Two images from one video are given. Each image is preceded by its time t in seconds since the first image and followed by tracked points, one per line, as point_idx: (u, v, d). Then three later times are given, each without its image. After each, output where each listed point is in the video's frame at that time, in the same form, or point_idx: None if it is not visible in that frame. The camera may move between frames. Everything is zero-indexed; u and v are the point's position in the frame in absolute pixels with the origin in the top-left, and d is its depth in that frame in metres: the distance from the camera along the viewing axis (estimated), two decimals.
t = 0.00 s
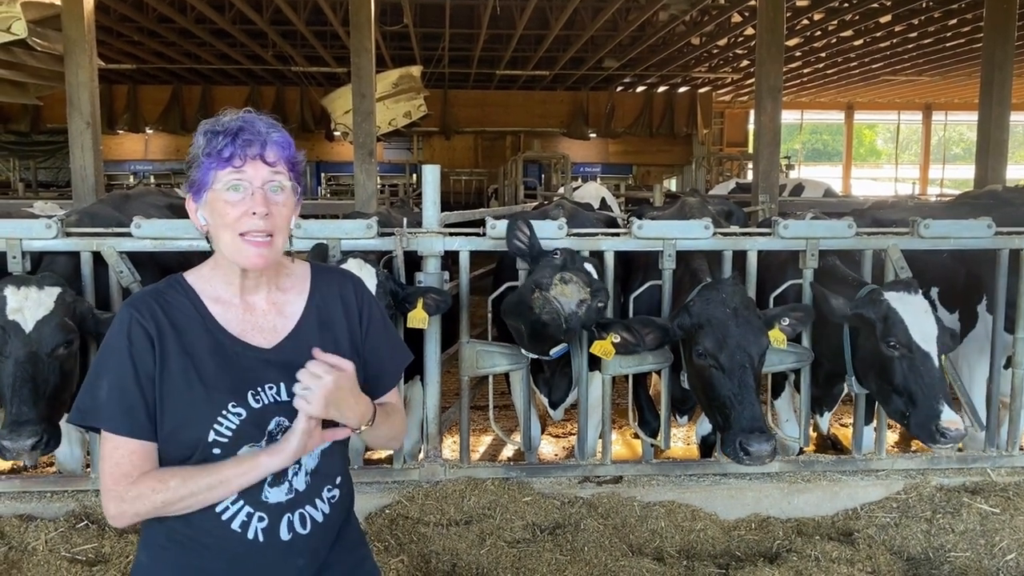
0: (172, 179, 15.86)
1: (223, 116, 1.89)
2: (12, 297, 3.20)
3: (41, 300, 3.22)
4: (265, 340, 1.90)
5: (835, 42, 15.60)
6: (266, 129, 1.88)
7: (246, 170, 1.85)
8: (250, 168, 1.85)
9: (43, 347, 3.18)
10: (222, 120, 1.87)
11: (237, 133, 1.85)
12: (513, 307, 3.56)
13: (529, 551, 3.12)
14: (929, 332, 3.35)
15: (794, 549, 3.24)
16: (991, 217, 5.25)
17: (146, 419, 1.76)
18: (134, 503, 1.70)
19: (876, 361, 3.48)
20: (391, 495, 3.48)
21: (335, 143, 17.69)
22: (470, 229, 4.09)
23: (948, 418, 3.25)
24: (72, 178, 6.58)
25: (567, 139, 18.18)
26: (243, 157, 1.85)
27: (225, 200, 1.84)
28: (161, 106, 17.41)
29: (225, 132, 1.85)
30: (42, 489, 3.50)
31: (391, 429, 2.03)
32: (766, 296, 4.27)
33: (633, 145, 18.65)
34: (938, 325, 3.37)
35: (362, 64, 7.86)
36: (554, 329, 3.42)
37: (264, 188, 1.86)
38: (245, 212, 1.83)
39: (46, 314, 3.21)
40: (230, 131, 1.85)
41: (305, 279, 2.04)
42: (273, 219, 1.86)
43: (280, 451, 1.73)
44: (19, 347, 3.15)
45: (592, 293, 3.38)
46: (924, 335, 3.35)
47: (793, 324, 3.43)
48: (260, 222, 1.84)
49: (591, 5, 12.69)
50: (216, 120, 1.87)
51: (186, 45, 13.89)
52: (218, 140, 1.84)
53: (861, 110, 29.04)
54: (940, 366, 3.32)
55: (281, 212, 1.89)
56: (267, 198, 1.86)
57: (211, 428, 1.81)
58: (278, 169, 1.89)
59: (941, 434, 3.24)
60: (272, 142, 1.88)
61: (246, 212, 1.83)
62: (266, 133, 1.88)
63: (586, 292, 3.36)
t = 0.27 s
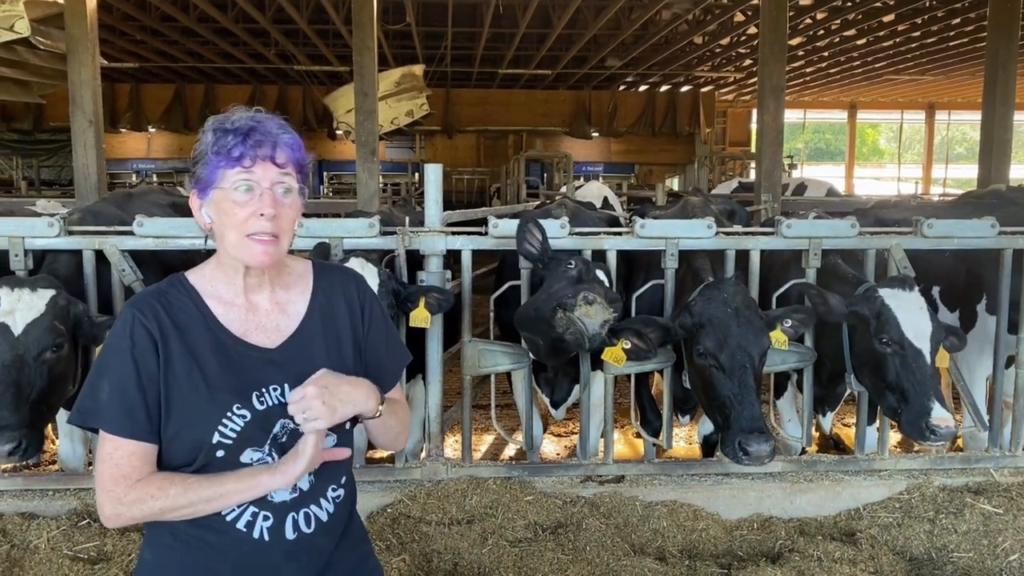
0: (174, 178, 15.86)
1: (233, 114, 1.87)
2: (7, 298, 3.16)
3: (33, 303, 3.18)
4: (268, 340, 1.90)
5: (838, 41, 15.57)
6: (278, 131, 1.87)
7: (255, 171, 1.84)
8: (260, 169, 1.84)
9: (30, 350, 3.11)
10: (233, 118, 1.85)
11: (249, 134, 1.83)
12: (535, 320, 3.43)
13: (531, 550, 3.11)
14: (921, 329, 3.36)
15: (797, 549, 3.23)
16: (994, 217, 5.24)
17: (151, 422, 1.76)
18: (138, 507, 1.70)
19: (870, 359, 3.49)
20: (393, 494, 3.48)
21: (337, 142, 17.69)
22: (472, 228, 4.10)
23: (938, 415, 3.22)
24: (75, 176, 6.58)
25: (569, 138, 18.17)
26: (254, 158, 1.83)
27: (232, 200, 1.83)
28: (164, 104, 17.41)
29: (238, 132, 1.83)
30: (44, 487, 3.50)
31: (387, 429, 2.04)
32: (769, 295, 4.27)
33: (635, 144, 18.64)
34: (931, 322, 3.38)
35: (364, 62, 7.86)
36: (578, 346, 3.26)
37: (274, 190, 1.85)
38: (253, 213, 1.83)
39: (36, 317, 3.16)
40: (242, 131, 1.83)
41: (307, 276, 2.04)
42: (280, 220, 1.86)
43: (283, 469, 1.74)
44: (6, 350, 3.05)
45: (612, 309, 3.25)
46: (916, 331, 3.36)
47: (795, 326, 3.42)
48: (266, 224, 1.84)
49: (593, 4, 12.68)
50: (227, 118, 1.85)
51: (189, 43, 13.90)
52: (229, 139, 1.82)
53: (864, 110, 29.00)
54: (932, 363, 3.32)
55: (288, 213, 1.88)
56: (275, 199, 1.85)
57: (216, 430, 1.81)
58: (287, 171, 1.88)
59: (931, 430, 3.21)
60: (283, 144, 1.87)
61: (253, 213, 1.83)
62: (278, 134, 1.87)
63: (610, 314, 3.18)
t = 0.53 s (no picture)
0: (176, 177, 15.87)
1: (252, 115, 1.82)
2: None
3: (22, 304, 3.11)
4: (269, 339, 1.90)
5: (841, 41, 15.55)
6: (300, 137, 1.85)
7: (280, 178, 1.81)
8: (284, 176, 1.82)
9: (12, 351, 3.05)
10: (252, 120, 1.81)
11: (275, 139, 1.80)
12: (558, 331, 3.43)
13: (532, 550, 3.11)
14: (919, 331, 3.35)
15: (799, 550, 3.22)
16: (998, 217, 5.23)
17: (151, 421, 1.77)
18: (138, 507, 1.70)
19: (868, 361, 3.48)
20: (395, 494, 3.47)
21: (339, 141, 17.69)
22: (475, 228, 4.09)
23: (933, 418, 3.22)
24: (77, 175, 6.58)
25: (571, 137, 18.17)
26: (280, 165, 1.81)
27: (254, 205, 1.80)
28: (166, 104, 17.42)
29: (262, 136, 1.79)
30: (46, 486, 3.51)
31: (389, 427, 2.04)
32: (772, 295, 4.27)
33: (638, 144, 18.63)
34: (929, 324, 3.37)
35: (367, 62, 7.86)
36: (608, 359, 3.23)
37: (296, 197, 1.84)
38: (275, 220, 1.81)
39: (23, 318, 3.10)
40: (267, 135, 1.79)
41: (308, 275, 2.03)
42: (298, 227, 1.86)
43: (304, 465, 1.72)
44: None
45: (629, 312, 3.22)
46: (914, 334, 3.35)
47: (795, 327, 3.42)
48: (288, 231, 1.83)
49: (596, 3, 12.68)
50: (247, 119, 1.80)
51: (191, 42, 13.90)
52: (254, 142, 1.78)
53: (867, 109, 28.95)
54: (928, 366, 3.32)
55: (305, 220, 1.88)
56: (298, 207, 1.84)
57: (216, 429, 1.81)
58: (306, 177, 1.87)
59: (927, 433, 3.21)
60: (305, 151, 1.86)
61: (276, 220, 1.81)
62: (300, 140, 1.85)
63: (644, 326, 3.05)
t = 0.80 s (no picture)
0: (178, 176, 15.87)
1: (260, 115, 1.81)
2: None
3: (8, 303, 3.07)
4: (274, 337, 1.89)
5: (844, 40, 15.52)
6: (309, 137, 1.85)
7: (290, 179, 1.81)
8: (294, 177, 1.81)
9: None
10: (261, 119, 1.80)
11: (284, 140, 1.79)
12: (567, 353, 3.36)
13: (535, 550, 3.10)
14: (921, 331, 3.34)
15: (801, 550, 3.21)
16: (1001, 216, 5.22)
17: (154, 418, 1.76)
18: (140, 503, 1.70)
19: (868, 361, 3.46)
20: (397, 493, 3.47)
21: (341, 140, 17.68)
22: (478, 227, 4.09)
23: (933, 419, 3.20)
24: (80, 174, 6.58)
25: (574, 136, 18.15)
26: (290, 166, 1.80)
27: (264, 206, 1.80)
28: (169, 102, 17.42)
29: (271, 137, 1.78)
30: (49, 484, 3.51)
31: (392, 428, 2.04)
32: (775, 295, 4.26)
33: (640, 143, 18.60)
34: (931, 324, 3.36)
35: (369, 61, 7.85)
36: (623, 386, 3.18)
37: (305, 197, 1.84)
38: (285, 220, 1.81)
39: (7, 318, 3.05)
40: (276, 136, 1.78)
41: (312, 274, 2.02)
42: (307, 227, 1.86)
43: (309, 474, 1.71)
44: None
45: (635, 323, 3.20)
46: (915, 334, 3.33)
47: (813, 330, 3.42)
48: (298, 232, 1.83)
49: (599, 2, 12.66)
50: (255, 118, 1.79)
51: (193, 41, 13.90)
52: (263, 143, 1.77)
53: (869, 108, 28.90)
54: (929, 367, 3.30)
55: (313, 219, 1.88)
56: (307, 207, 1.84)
57: (219, 426, 1.81)
58: (314, 177, 1.87)
59: (926, 435, 3.19)
60: (315, 151, 1.86)
61: (286, 222, 1.81)
62: (308, 140, 1.84)
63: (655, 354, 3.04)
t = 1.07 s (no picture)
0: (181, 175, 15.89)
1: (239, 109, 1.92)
2: None
3: None
4: (282, 334, 1.88)
5: (847, 40, 15.51)
6: (275, 118, 1.88)
7: (253, 159, 1.85)
8: (256, 156, 1.85)
9: None
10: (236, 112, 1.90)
11: (246, 123, 1.86)
12: (555, 351, 3.36)
13: (538, 550, 3.09)
14: (925, 332, 3.33)
15: (805, 551, 3.21)
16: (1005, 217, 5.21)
17: (156, 408, 1.78)
18: (139, 492, 1.69)
19: (872, 361, 3.45)
20: (400, 492, 3.46)
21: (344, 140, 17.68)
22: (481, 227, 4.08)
23: (937, 420, 3.18)
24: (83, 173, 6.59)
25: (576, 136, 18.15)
26: (251, 146, 1.85)
27: (235, 188, 1.84)
28: (172, 101, 17.43)
29: (237, 121, 1.86)
30: (52, 483, 3.50)
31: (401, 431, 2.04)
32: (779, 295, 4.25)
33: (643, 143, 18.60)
34: (935, 324, 3.35)
35: (372, 61, 7.84)
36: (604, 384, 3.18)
37: (272, 176, 1.85)
38: (251, 199, 1.83)
39: None
40: (241, 121, 1.86)
41: (325, 276, 2.02)
42: (280, 206, 1.85)
43: (287, 459, 1.63)
44: None
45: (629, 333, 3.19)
46: (919, 334, 3.33)
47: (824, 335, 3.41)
48: (265, 210, 1.83)
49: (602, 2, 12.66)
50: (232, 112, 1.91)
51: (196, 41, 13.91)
52: (229, 129, 1.86)
53: (873, 109, 28.87)
54: (933, 368, 3.29)
55: (291, 201, 1.86)
56: (272, 184, 1.84)
57: (220, 419, 1.80)
58: (287, 157, 1.87)
59: (930, 435, 3.18)
60: (281, 130, 1.88)
61: (253, 200, 1.83)
62: (275, 120, 1.88)
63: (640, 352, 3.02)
